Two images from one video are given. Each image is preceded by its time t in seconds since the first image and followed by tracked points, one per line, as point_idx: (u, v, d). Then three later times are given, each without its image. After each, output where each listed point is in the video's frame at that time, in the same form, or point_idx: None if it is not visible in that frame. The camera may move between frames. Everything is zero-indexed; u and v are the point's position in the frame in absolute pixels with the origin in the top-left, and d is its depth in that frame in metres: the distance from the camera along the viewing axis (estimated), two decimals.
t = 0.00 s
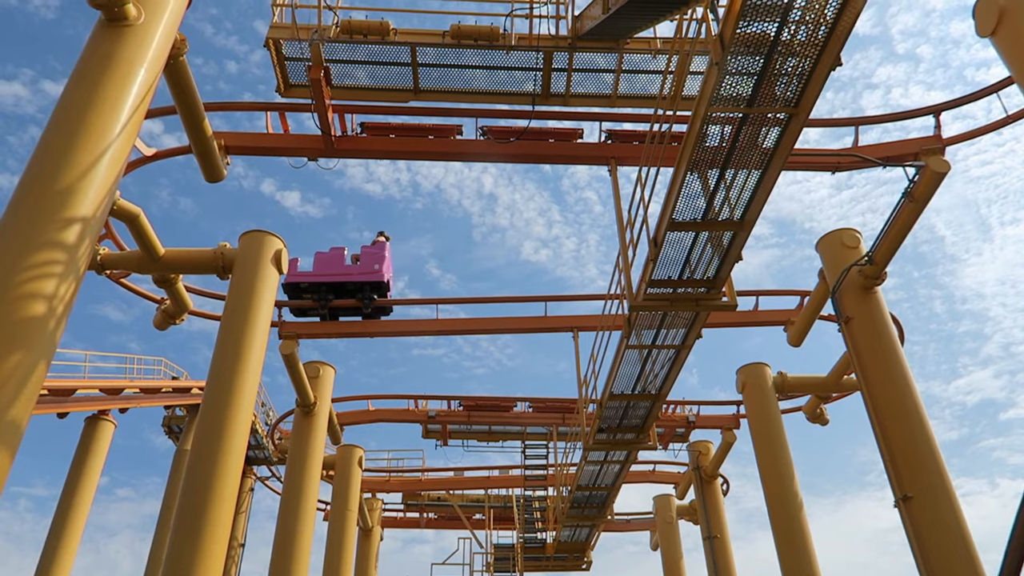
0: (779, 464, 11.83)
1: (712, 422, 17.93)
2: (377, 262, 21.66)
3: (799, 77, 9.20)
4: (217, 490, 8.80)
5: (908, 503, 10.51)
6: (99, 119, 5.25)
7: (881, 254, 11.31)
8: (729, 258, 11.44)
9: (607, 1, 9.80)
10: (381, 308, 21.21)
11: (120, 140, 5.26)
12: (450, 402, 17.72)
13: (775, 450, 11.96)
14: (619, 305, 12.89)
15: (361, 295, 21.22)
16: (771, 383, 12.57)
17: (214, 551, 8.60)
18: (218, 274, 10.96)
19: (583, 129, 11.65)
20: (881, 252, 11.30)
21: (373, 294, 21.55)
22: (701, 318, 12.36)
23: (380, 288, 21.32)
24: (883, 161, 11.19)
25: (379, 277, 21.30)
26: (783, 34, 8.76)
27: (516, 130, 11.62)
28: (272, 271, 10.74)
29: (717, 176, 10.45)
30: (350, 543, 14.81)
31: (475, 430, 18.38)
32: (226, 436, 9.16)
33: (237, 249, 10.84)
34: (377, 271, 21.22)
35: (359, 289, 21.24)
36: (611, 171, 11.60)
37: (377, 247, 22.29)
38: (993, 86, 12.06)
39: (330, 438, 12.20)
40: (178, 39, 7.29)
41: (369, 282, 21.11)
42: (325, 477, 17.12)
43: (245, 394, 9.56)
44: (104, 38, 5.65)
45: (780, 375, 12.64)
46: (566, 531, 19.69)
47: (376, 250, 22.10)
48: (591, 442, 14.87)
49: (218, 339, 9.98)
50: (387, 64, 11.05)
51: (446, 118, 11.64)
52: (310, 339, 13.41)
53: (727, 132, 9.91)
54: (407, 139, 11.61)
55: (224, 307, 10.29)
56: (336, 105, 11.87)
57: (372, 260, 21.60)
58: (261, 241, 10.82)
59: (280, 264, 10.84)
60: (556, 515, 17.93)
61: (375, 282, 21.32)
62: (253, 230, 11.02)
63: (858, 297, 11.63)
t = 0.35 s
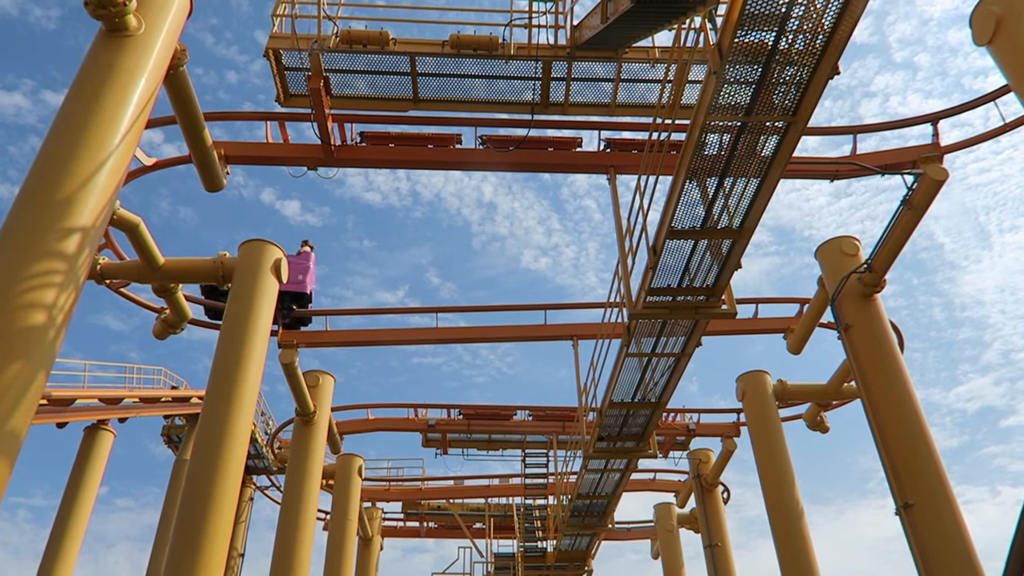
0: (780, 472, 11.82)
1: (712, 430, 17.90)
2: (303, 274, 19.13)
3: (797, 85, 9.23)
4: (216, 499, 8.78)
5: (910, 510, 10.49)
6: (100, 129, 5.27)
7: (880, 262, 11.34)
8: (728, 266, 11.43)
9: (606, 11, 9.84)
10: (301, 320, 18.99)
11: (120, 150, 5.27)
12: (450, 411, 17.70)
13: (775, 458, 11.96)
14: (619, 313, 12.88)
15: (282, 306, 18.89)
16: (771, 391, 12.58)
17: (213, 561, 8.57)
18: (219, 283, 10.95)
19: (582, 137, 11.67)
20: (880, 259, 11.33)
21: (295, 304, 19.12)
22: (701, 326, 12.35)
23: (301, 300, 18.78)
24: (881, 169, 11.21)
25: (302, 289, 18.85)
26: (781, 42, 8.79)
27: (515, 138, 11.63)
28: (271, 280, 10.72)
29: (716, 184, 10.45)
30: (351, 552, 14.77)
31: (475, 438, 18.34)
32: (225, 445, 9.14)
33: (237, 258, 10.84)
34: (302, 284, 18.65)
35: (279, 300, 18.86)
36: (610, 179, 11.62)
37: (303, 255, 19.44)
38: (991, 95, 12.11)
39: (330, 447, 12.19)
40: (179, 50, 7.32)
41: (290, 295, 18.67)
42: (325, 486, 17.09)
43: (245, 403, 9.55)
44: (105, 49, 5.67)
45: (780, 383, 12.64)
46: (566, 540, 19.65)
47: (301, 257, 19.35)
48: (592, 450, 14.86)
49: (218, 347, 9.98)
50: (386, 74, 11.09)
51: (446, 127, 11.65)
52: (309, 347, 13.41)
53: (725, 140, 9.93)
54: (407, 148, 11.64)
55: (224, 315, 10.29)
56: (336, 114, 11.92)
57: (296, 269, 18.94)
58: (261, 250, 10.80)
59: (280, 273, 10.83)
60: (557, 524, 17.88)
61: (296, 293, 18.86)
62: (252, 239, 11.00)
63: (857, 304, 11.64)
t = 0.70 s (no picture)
0: (786, 479, 11.78)
1: (716, 436, 17.87)
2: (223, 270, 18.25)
3: (796, 90, 9.25)
4: (220, 511, 8.75)
5: (915, 515, 10.44)
6: (100, 141, 5.29)
7: (881, 266, 11.33)
8: (730, 271, 11.41)
9: (605, 18, 9.87)
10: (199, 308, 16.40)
11: (121, 162, 5.29)
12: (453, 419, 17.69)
13: (780, 463, 11.93)
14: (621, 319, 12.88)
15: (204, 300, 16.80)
16: (774, 396, 12.56)
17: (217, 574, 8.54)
18: (221, 292, 10.97)
19: (583, 144, 11.69)
20: (882, 262, 11.31)
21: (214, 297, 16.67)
22: (703, 331, 12.35)
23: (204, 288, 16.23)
24: (882, 173, 11.21)
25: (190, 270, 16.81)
26: (779, 48, 8.81)
27: (516, 146, 11.65)
28: (273, 290, 10.72)
29: (717, 189, 10.45)
30: (355, 561, 14.73)
31: (478, 446, 18.32)
32: (228, 457, 9.11)
33: (238, 268, 10.84)
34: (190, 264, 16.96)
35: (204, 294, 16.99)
36: (611, 185, 11.62)
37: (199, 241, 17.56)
38: (990, 97, 12.12)
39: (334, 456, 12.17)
40: (180, 61, 7.35)
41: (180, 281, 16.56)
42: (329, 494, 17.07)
43: (248, 414, 9.53)
44: (106, 60, 5.70)
45: (783, 388, 12.62)
46: (571, 548, 19.61)
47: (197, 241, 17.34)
48: (595, 457, 14.84)
49: (221, 358, 9.97)
50: (387, 83, 11.12)
51: (447, 135, 11.67)
52: (312, 356, 13.41)
53: (725, 145, 9.94)
54: (408, 156, 11.67)
55: (226, 326, 10.28)
56: (337, 123, 11.94)
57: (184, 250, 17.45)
58: (262, 259, 10.82)
59: (282, 282, 10.83)
60: (561, 532, 17.82)
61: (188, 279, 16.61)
62: (254, 248, 10.99)
63: (860, 308, 11.63)
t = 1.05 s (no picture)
0: (789, 485, 11.75)
1: (719, 440, 17.83)
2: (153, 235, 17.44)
3: (795, 95, 9.27)
4: (222, 522, 8.73)
5: (919, 519, 10.39)
6: (102, 151, 5.30)
7: (883, 270, 11.32)
8: (731, 275, 11.41)
9: (604, 25, 9.91)
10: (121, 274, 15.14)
11: (123, 172, 5.30)
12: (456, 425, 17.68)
13: (784, 468, 11.90)
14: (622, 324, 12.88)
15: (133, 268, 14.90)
16: (777, 400, 12.55)
17: None
18: (222, 301, 10.98)
19: (583, 150, 11.71)
20: (883, 266, 11.30)
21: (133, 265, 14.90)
22: (705, 336, 12.34)
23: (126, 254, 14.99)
24: (883, 176, 11.21)
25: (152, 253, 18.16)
26: (779, 52, 8.83)
27: (516, 152, 11.68)
28: (275, 298, 10.72)
29: (718, 194, 10.45)
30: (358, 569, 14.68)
31: (481, 452, 18.29)
32: (231, 468, 9.09)
33: (240, 276, 10.85)
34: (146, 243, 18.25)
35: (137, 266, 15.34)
36: (611, 190, 11.63)
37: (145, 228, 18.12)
38: (990, 100, 12.13)
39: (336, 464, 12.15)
40: (181, 70, 7.36)
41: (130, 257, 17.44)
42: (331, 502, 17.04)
43: (250, 424, 9.51)
44: (107, 71, 5.72)
45: (786, 392, 12.60)
46: (575, 554, 19.57)
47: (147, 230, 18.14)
48: (598, 463, 14.83)
49: (223, 367, 9.96)
50: (387, 90, 11.15)
51: (448, 142, 11.68)
52: (315, 364, 13.41)
53: (726, 150, 9.94)
54: (408, 163, 11.68)
55: (228, 335, 10.28)
56: (338, 131, 11.97)
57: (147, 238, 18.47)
58: (264, 268, 10.82)
59: (284, 291, 10.83)
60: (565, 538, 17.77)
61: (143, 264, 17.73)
62: (256, 257, 10.99)
63: (862, 312, 11.62)
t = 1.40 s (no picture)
0: (786, 491, 11.74)
1: (716, 447, 17.82)
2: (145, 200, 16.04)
3: (791, 101, 9.28)
4: (218, 531, 8.68)
5: (917, 524, 10.39)
6: (98, 159, 5.29)
7: (879, 275, 11.34)
8: (727, 281, 11.42)
9: (600, 31, 9.93)
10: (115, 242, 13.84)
11: (119, 180, 5.29)
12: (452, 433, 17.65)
13: (781, 474, 11.90)
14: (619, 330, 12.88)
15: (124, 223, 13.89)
16: (774, 406, 12.55)
17: None
18: (218, 309, 10.95)
19: (579, 156, 11.71)
20: (879, 271, 11.32)
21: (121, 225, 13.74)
22: (702, 342, 12.34)
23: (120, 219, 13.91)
24: (878, 181, 11.25)
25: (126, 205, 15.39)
26: (774, 58, 8.85)
27: (511, 159, 11.59)
28: (272, 306, 10.69)
29: (714, 201, 10.46)
30: None
31: (478, 460, 18.26)
32: (227, 477, 9.05)
33: (236, 284, 10.82)
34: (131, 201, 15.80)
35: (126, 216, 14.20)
36: (607, 197, 11.63)
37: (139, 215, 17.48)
38: (984, 106, 12.17)
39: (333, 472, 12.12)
40: (177, 78, 7.37)
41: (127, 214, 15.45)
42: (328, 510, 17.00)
43: (247, 432, 9.48)
44: (103, 78, 5.71)
45: (783, 398, 12.60)
46: (572, 561, 19.51)
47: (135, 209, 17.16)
48: (595, 470, 14.82)
49: (219, 376, 9.92)
50: (383, 98, 11.16)
51: (444, 149, 11.70)
52: (311, 371, 13.38)
53: (722, 156, 9.95)
54: (404, 170, 11.69)
55: (224, 344, 10.24)
56: (334, 138, 11.98)
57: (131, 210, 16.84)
58: (260, 275, 10.80)
59: (280, 299, 10.80)
60: (562, 545, 17.73)
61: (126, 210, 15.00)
62: (252, 264, 10.96)
63: (858, 317, 11.63)
